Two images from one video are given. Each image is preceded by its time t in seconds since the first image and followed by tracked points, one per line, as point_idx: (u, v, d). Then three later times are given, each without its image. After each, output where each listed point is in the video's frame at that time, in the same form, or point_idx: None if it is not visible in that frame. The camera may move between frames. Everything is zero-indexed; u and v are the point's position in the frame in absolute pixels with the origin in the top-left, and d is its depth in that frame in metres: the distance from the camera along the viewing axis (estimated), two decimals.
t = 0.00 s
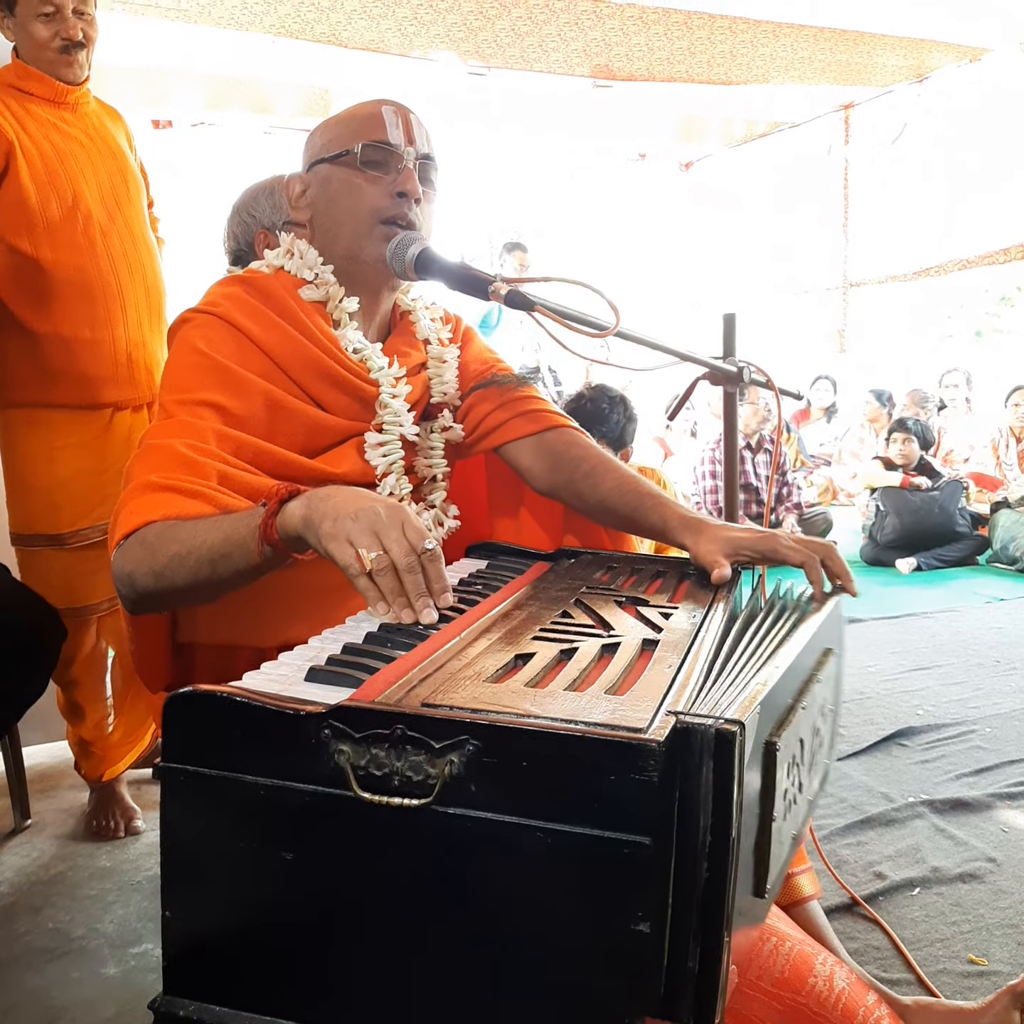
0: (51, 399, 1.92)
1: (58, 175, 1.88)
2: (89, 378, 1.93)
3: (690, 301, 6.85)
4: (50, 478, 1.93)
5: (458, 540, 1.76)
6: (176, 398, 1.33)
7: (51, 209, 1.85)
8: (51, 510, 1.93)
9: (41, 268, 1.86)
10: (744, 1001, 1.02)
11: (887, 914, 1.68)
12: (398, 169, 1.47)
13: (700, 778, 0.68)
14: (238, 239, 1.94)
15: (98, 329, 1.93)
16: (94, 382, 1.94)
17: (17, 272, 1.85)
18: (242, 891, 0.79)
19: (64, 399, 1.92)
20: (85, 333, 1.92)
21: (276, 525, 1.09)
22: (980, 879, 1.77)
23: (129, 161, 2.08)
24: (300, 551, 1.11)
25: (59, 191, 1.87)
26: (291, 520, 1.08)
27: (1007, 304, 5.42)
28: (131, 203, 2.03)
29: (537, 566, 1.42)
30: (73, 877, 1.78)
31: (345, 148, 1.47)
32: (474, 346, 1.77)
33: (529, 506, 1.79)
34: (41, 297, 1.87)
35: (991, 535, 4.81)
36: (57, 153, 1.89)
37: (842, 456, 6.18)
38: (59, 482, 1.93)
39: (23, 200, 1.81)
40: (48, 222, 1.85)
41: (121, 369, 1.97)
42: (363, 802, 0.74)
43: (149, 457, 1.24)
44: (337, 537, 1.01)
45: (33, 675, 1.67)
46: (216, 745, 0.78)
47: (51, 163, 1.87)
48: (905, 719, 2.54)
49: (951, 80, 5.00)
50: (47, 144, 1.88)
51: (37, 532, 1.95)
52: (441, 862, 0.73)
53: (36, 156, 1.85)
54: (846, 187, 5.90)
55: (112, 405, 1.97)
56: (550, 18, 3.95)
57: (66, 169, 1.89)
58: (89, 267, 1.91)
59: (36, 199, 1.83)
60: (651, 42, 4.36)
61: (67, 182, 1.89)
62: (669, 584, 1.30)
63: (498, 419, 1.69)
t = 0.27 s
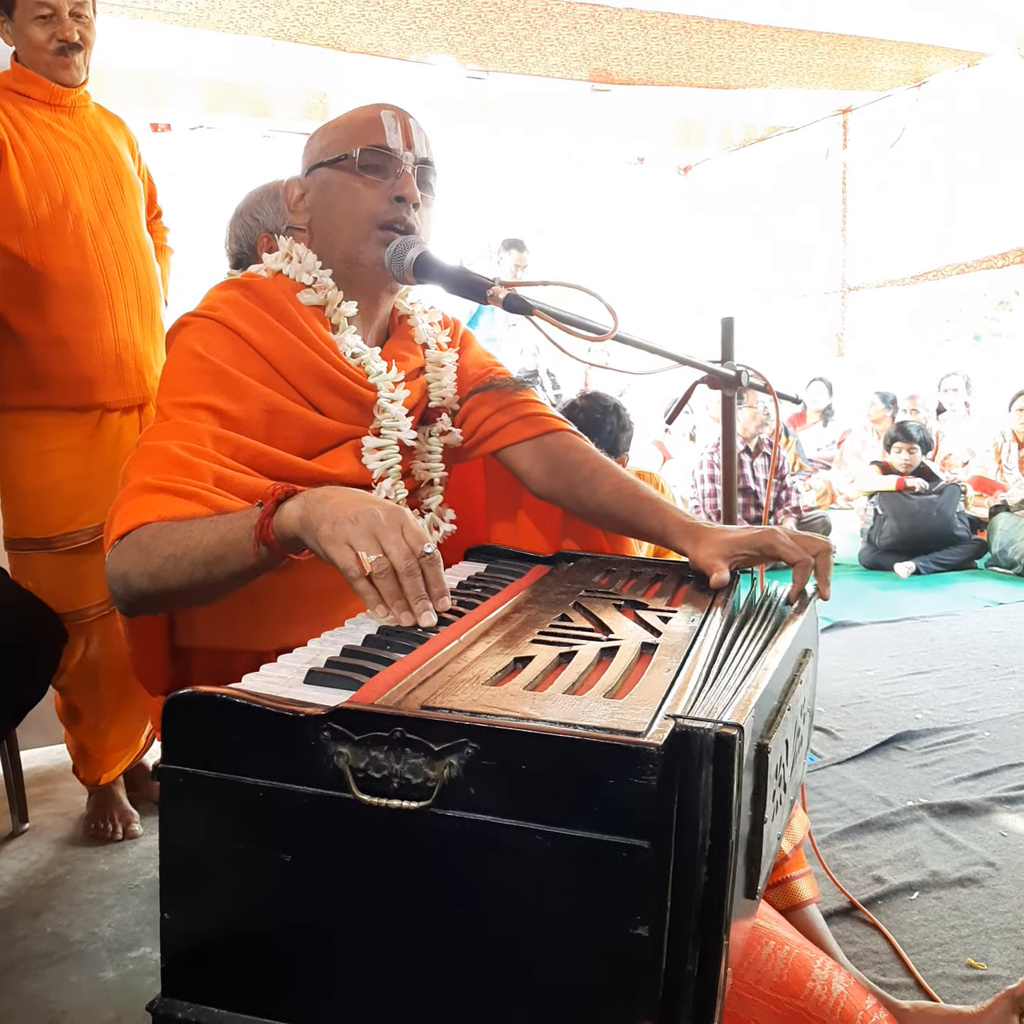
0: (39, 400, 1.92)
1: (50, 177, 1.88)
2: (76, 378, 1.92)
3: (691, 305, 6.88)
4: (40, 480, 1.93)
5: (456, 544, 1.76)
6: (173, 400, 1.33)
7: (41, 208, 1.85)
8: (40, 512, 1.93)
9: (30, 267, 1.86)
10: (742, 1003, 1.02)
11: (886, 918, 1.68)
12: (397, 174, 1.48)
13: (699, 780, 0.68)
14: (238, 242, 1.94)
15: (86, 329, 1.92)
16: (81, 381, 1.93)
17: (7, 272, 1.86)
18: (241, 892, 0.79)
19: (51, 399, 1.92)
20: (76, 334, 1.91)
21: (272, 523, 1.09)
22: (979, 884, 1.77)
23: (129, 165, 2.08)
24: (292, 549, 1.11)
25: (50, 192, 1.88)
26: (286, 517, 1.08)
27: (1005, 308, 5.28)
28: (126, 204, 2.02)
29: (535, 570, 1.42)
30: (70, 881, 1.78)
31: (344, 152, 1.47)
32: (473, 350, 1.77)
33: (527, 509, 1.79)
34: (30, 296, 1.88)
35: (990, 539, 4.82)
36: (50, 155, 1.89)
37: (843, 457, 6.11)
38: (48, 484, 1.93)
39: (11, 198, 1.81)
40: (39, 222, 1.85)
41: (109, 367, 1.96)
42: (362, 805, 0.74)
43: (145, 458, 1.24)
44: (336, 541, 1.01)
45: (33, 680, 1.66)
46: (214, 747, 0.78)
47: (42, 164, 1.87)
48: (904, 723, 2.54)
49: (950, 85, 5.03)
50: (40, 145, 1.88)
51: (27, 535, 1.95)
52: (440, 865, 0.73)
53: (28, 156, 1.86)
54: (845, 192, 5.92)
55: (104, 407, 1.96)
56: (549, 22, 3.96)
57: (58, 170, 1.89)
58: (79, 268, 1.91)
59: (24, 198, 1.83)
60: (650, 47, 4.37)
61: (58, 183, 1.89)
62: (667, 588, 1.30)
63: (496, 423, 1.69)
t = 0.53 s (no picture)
0: (37, 400, 1.93)
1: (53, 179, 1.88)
2: (71, 378, 1.92)
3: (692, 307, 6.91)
4: (38, 480, 1.94)
5: (456, 545, 1.77)
6: (173, 399, 1.33)
7: (42, 209, 1.86)
8: (39, 514, 1.94)
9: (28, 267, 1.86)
10: (742, 1004, 1.02)
11: (886, 919, 1.68)
12: (398, 177, 1.48)
13: (696, 782, 0.68)
14: (239, 243, 1.95)
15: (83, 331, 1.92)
16: (76, 381, 1.93)
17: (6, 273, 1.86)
18: (240, 896, 0.79)
19: (48, 399, 1.93)
20: (73, 337, 1.91)
21: (275, 530, 1.09)
22: (979, 885, 1.77)
23: (138, 168, 2.08)
24: (297, 558, 1.11)
25: (53, 195, 1.88)
26: (291, 526, 1.08)
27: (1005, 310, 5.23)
28: (132, 207, 2.02)
29: (534, 571, 1.42)
30: (71, 883, 1.78)
31: (345, 156, 1.47)
32: (473, 351, 1.77)
33: (526, 511, 1.80)
34: (28, 295, 1.88)
35: (990, 539, 4.82)
36: (55, 158, 1.90)
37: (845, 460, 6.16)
38: (45, 484, 1.94)
39: (11, 196, 1.82)
40: (40, 224, 1.86)
41: (106, 367, 1.95)
42: (359, 808, 0.74)
43: (145, 457, 1.24)
44: (337, 545, 1.01)
45: (33, 681, 1.66)
46: (212, 752, 0.78)
47: (46, 167, 1.88)
48: (904, 724, 2.54)
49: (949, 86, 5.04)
50: (45, 147, 1.89)
51: (25, 537, 1.95)
52: (438, 867, 0.73)
53: (32, 159, 1.86)
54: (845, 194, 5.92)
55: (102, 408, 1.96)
56: (549, 25, 3.97)
57: (62, 172, 1.89)
58: (80, 271, 1.91)
59: (25, 197, 1.84)
60: (649, 49, 4.38)
61: (61, 185, 1.89)
62: (666, 589, 1.30)
63: (496, 424, 1.69)
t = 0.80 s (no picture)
0: (48, 409, 1.92)
1: (50, 190, 1.88)
2: (73, 386, 1.92)
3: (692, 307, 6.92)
4: (50, 492, 1.94)
5: (457, 545, 1.77)
6: (176, 401, 1.33)
7: (39, 219, 1.86)
8: (57, 523, 1.94)
9: (26, 278, 1.87)
10: (742, 1004, 1.02)
11: (887, 918, 1.68)
12: (399, 177, 1.48)
13: (698, 785, 0.68)
14: (239, 242, 1.94)
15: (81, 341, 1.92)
16: (82, 390, 1.92)
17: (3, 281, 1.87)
18: (241, 896, 0.79)
19: (55, 408, 1.92)
20: (72, 347, 1.91)
21: (275, 524, 1.09)
22: (979, 884, 1.77)
23: (141, 178, 2.07)
24: (299, 550, 1.11)
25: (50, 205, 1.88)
26: (289, 518, 1.08)
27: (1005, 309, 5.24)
28: (130, 213, 2.01)
29: (535, 571, 1.42)
30: (71, 883, 1.78)
31: (346, 154, 1.47)
32: (474, 352, 1.77)
33: (528, 511, 1.79)
34: (27, 307, 1.88)
35: (991, 538, 4.81)
36: (54, 168, 1.89)
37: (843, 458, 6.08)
38: (57, 494, 1.94)
39: (7, 210, 1.82)
40: (36, 234, 1.86)
41: (107, 376, 1.95)
42: (361, 808, 0.74)
43: (149, 460, 1.24)
44: (338, 543, 1.01)
45: (33, 681, 1.66)
46: (213, 751, 0.78)
47: (44, 177, 1.87)
48: (904, 724, 2.54)
49: (949, 85, 5.04)
50: (45, 157, 1.88)
51: (43, 547, 1.96)
52: (440, 869, 0.73)
53: (30, 169, 1.86)
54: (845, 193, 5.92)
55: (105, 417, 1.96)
56: (548, 24, 3.96)
57: (60, 183, 1.89)
58: (77, 281, 1.90)
59: (21, 209, 1.84)
60: (649, 48, 4.37)
61: (59, 196, 1.89)
62: (667, 589, 1.30)
63: (498, 425, 1.69)
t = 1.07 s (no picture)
0: (43, 413, 1.92)
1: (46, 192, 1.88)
2: (70, 391, 1.92)
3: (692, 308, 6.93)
4: (48, 496, 1.94)
5: (457, 546, 1.77)
6: (178, 407, 1.33)
7: (33, 222, 1.86)
8: (55, 526, 1.94)
9: (22, 282, 1.87)
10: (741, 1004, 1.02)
11: (886, 919, 1.68)
12: (400, 177, 1.48)
13: (697, 783, 0.68)
14: (241, 240, 1.94)
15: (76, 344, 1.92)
16: (79, 393, 1.93)
17: None
18: (241, 896, 0.79)
19: (53, 412, 1.92)
20: (68, 350, 1.91)
21: (280, 532, 1.10)
22: (979, 885, 1.77)
23: (137, 181, 2.07)
24: (303, 561, 1.11)
25: (45, 207, 1.87)
26: (294, 531, 1.08)
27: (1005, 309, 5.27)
28: (125, 219, 2.01)
29: (535, 572, 1.43)
30: (70, 884, 1.78)
31: (348, 154, 1.47)
32: (474, 353, 1.77)
33: (527, 512, 1.79)
34: (22, 311, 1.89)
35: (991, 538, 4.81)
36: (50, 169, 1.89)
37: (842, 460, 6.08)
38: (57, 497, 1.94)
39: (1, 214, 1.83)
40: (30, 235, 1.86)
41: (104, 380, 1.95)
42: (361, 807, 0.74)
43: (151, 469, 1.24)
44: (339, 546, 1.01)
45: (31, 681, 1.66)
46: (214, 752, 0.78)
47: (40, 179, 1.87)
48: (904, 724, 2.54)
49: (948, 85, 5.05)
50: (41, 158, 1.88)
51: (46, 551, 1.95)
52: (440, 868, 0.73)
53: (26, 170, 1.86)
54: (844, 195, 5.93)
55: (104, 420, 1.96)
56: (548, 25, 3.97)
57: (55, 186, 1.89)
58: (70, 285, 1.90)
59: (16, 214, 1.85)
60: (648, 49, 4.38)
61: (54, 198, 1.89)
62: (667, 590, 1.30)
63: (497, 426, 1.70)
